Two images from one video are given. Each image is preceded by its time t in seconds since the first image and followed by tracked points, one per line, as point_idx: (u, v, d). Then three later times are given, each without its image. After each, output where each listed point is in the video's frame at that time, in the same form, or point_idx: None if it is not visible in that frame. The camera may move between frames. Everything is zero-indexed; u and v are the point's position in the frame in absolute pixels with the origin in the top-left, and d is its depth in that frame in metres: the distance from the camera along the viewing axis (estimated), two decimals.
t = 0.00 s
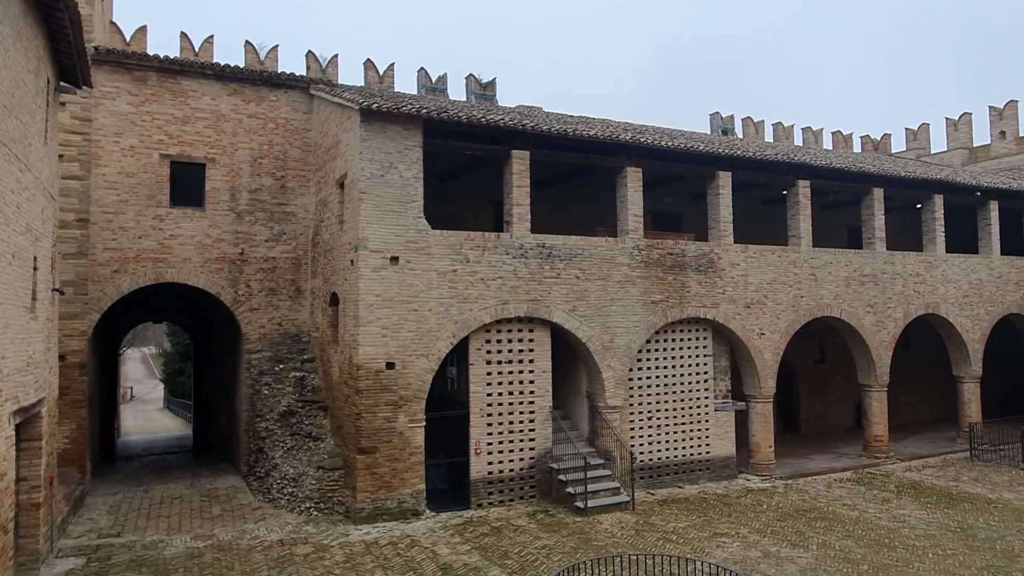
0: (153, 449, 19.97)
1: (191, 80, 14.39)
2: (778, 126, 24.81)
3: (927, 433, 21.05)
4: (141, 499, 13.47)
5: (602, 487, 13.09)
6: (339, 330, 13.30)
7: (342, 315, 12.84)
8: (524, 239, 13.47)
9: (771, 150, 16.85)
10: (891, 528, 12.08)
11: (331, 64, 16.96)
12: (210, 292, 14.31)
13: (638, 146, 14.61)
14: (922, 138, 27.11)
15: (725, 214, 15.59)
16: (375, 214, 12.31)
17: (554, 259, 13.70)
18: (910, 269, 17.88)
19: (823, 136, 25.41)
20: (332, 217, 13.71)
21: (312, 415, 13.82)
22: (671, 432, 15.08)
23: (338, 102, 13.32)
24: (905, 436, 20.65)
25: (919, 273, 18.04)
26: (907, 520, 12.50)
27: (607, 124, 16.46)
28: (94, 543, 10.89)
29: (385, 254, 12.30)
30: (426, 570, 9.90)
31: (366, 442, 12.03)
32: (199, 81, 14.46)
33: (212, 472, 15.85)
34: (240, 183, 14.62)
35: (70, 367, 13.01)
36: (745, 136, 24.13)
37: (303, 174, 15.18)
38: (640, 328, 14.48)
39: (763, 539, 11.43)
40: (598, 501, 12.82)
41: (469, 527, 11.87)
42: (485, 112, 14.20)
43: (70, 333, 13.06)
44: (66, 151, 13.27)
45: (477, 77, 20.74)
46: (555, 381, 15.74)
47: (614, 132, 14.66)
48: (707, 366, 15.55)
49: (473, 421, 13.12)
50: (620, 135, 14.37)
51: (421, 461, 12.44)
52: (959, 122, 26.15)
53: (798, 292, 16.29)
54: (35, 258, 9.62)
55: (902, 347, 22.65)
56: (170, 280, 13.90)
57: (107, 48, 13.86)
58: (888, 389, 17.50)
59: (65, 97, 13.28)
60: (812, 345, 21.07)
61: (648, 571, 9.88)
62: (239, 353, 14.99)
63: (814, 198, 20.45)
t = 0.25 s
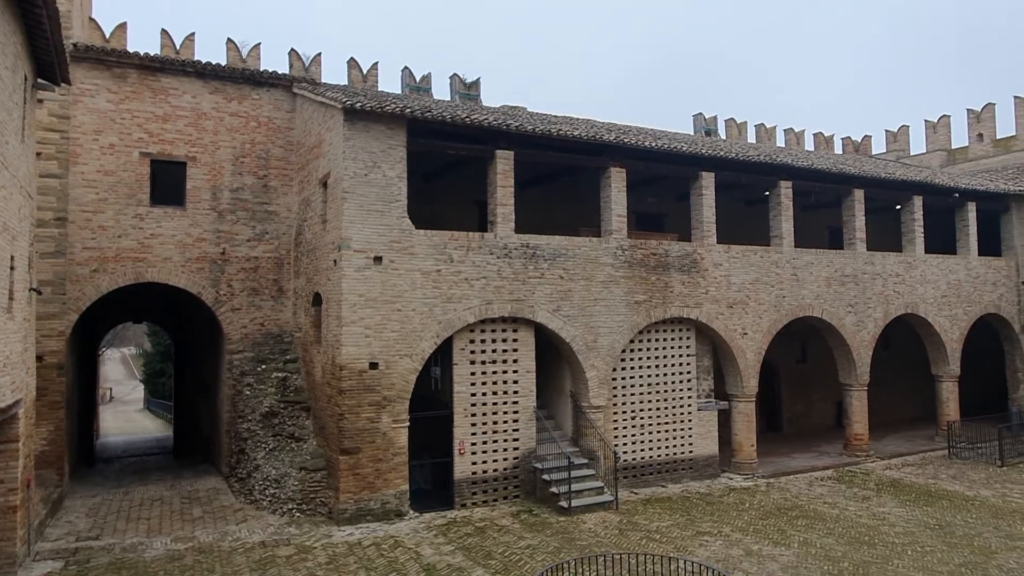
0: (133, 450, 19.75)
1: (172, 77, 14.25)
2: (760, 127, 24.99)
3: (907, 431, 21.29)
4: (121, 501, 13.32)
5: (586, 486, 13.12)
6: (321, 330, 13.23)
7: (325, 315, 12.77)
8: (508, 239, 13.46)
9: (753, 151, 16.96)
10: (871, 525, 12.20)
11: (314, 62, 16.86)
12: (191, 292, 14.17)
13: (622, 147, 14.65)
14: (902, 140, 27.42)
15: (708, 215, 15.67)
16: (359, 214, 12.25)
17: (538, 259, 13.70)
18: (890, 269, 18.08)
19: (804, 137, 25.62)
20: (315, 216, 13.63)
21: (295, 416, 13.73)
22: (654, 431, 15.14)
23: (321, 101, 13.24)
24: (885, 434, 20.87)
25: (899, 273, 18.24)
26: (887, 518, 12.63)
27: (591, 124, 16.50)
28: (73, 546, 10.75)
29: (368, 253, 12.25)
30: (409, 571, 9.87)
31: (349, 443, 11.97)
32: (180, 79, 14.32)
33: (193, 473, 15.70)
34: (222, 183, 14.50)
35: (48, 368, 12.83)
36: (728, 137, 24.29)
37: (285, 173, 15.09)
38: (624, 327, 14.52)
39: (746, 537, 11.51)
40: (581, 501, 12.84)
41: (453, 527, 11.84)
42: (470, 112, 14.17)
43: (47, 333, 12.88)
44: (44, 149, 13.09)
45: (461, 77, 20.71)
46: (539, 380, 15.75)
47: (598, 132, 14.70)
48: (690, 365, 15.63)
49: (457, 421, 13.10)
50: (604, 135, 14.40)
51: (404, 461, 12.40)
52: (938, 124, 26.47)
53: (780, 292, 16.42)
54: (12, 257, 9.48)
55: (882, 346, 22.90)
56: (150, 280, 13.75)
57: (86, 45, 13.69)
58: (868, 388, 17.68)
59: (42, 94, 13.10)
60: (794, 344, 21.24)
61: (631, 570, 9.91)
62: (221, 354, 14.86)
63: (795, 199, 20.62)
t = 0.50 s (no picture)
0: (111, 452, 19.48)
1: (151, 75, 14.08)
2: (741, 129, 25.17)
3: (885, 429, 21.55)
4: (98, 504, 13.14)
5: (568, 486, 13.14)
6: (303, 330, 13.14)
7: (307, 315, 12.68)
8: (491, 239, 13.45)
9: (735, 153, 17.07)
10: (850, 523, 12.33)
11: (295, 61, 16.73)
12: (170, 291, 14.01)
13: (605, 147, 14.69)
14: (880, 142, 27.74)
15: (690, 215, 15.76)
16: (341, 213, 12.18)
17: (521, 259, 13.70)
18: (868, 270, 18.28)
19: (785, 139, 25.85)
20: (296, 216, 13.54)
21: (275, 417, 13.63)
22: (637, 431, 15.20)
23: (302, 100, 13.15)
24: (864, 433, 21.11)
25: (877, 274, 18.46)
26: (865, 515, 12.77)
27: (573, 125, 16.53)
28: (49, 550, 10.58)
29: (351, 253, 12.18)
30: (391, 572, 9.82)
31: (331, 444, 11.89)
32: (159, 76, 14.16)
33: (172, 475, 15.53)
34: (202, 181, 14.36)
35: (23, 369, 12.63)
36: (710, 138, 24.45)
37: (266, 172, 14.98)
38: (606, 327, 14.56)
39: (727, 535, 11.58)
40: (564, 501, 12.86)
41: (435, 528, 11.81)
42: (452, 111, 14.14)
43: (23, 334, 12.67)
44: (19, 146, 12.87)
45: (444, 77, 20.67)
46: (521, 381, 15.75)
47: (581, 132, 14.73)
48: (672, 365, 15.71)
49: (439, 421, 13.06)
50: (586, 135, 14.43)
51: (387, 462, 12.35)
52: (915, 127, 26.81)
53: (760, 292, 16.54)
54: None
55: (860, 346, 23.16)
56: (128, 279, 13.58)
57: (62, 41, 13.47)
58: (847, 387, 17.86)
59: (17, 91, 12.88)
60: (774, 344, 21.42)
61: (613, 569, 9.93)
62: (201, 354, 14.71)
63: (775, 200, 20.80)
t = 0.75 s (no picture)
0: (90, 454, 19.26)
1: (132, 73, 13.93)
2: (725, 130, 25.33)
3: (866, 428, 21.77)
4: (77, 507, 12.98)
5: (553, 486, 13.15)
6: (286, 330, 13.06)
7: (290, 316, 12.61)
8: (476, 239, 13.43)
9: (718, 153, 17.17)
10: (831, 521, 12.44)
11: (278, 59, 16.63)
12: (151, 292, 13.87)
13: (589, 148, 14.73)
14: (862, 144, 28.02)
15: (674, 216, 15.83)
16: (325, 213, 12.12)
17: (505, 260, 13.70)
18: (850, 270, 18.45)
19: (768, 140, 26.03)
20: (279, 215, 13.46)
21: (258, 418, 13.53)
22: (621, 430, 15.25)
23: (286, 99, 13.07)
24: (845, 431, 21.31)
25: (858, 274, 18.64)
26: (847, 513, 12.89)
27: (558, 125, 16.55)
28: (27, 554, 10.44)
29: (334, 253, 12.12)
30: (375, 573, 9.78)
31: (314, 445, 11.83)
32: (140, 74, 14.01)
33: (153, 477, 15.38)
34: (184, 181, 14.24)
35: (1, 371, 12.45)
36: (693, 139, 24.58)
37: (249, 172, 14.88)
38: (591, 327, 14.59)
39: (710, 534, 11.64)
40: (548, 501, 12.87)
41: (420, 529, 11.78)
42: (437, 111, 14.11)
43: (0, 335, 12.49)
44: None
45: (428, 77, 20.62)
46: (506, 381, 15.76)
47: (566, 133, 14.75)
48: (656, 365, 15.78)
49: (424, 421, 13.03)
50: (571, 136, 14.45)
51: (371, 462, 12.30)
52: (896, 128, 27.10)
53: (743, 292, 16.65)
54: None
55: (842, 345, 23.39)
56: (108, 280, 13.43)
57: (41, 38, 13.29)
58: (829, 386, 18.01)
59: None
60: (757, 343, 21.57)
61: (597, 568, 9.96)
62: (182, 355, 14.57)
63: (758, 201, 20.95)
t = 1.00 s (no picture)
0: (67, 456, 19.00)
1: (111, 69, 13.77)
2: (707, 131, 25.48)
3: (845, 427, 21.99)
4: (53, 509, 12.80)
5: (536, 486, 13.17)
6: (267, 330, 12.97)
7: (271, 315, 12.52)
8: (459, 238, 13.41)
9: (701, 154, 17.26)
10: (811, 519, 12.56)
11: (260, 57, 16.50)
12: (129, 291, 13.71)
13: (573, 148, 14.75)
14: (842, 146, 28.30)
15: (657, 216, 15.90)
16: (307, 212, 12.05)
17: (489, 260, 13.69)
18: (830, 271, 18.63)
19: (750, 141, 26.22)
20: (261, 214, 13.36)
21: (239, 418, 13.43)
22: (604, 430, 15.29)
23: (268, 97, 12.97)
24: (825, 430, 21.52)
25: (838, 274, 18.83)
26: (827, 511, 13.02)
27: (542, 125, 16.56)
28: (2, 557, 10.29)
29: (316, 252, 12.05)
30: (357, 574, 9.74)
31: (296, 446, 11.75)
32: (119, 71, 13.85)
33: (132, 478, 15.20)
34: (163, 178, 14.09)
35: None
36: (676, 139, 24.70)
37: (230, 170, 14.76)
38: (574, 327, 14.62)
39: (692, 532, 11.71)
40: (531, 500, 12.88)
41: (402, 529, 11.74)
42: (420, 110, 14.07)
43: None
44: None
45: (412, 76, 20.56)
46: (489, 380, 15.74)
47: (549, 133, 14.78)
48: (639, 365, 15.84)
49: (406, 421, 12.99)
50: (554, 136, 14.47)
51: (353, 463, 12.24)
52: (875, 130, 27.40)
53: (725, 292, 16.76)
54: None
55: (822, 345, 23.62)
56: (86, 279, 13.26)
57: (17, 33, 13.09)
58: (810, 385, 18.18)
59: None
60: (739, 343, 21.73)
61: (580, 567, 9.98)
62: (162, 355, 14.41)
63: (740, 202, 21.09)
